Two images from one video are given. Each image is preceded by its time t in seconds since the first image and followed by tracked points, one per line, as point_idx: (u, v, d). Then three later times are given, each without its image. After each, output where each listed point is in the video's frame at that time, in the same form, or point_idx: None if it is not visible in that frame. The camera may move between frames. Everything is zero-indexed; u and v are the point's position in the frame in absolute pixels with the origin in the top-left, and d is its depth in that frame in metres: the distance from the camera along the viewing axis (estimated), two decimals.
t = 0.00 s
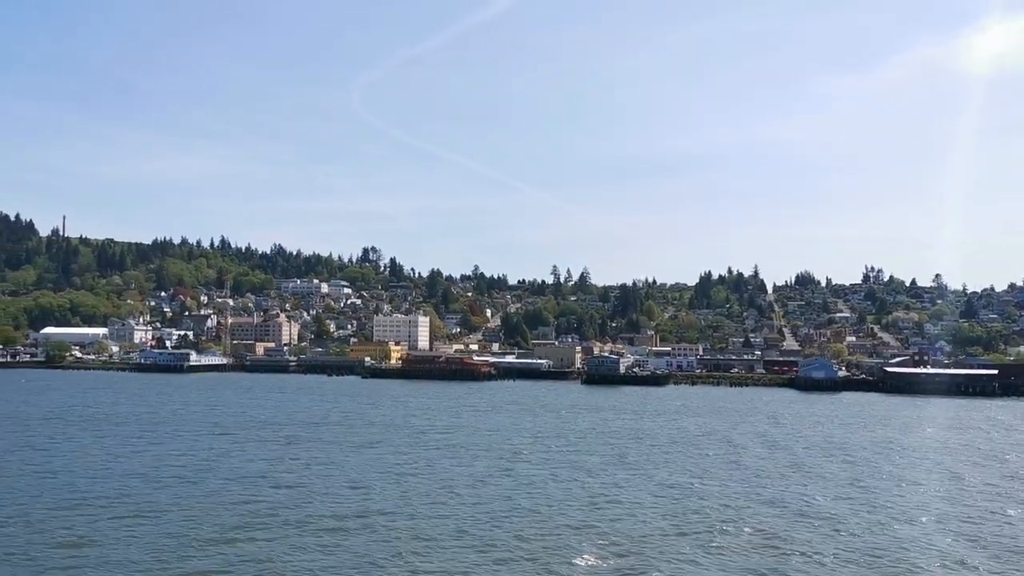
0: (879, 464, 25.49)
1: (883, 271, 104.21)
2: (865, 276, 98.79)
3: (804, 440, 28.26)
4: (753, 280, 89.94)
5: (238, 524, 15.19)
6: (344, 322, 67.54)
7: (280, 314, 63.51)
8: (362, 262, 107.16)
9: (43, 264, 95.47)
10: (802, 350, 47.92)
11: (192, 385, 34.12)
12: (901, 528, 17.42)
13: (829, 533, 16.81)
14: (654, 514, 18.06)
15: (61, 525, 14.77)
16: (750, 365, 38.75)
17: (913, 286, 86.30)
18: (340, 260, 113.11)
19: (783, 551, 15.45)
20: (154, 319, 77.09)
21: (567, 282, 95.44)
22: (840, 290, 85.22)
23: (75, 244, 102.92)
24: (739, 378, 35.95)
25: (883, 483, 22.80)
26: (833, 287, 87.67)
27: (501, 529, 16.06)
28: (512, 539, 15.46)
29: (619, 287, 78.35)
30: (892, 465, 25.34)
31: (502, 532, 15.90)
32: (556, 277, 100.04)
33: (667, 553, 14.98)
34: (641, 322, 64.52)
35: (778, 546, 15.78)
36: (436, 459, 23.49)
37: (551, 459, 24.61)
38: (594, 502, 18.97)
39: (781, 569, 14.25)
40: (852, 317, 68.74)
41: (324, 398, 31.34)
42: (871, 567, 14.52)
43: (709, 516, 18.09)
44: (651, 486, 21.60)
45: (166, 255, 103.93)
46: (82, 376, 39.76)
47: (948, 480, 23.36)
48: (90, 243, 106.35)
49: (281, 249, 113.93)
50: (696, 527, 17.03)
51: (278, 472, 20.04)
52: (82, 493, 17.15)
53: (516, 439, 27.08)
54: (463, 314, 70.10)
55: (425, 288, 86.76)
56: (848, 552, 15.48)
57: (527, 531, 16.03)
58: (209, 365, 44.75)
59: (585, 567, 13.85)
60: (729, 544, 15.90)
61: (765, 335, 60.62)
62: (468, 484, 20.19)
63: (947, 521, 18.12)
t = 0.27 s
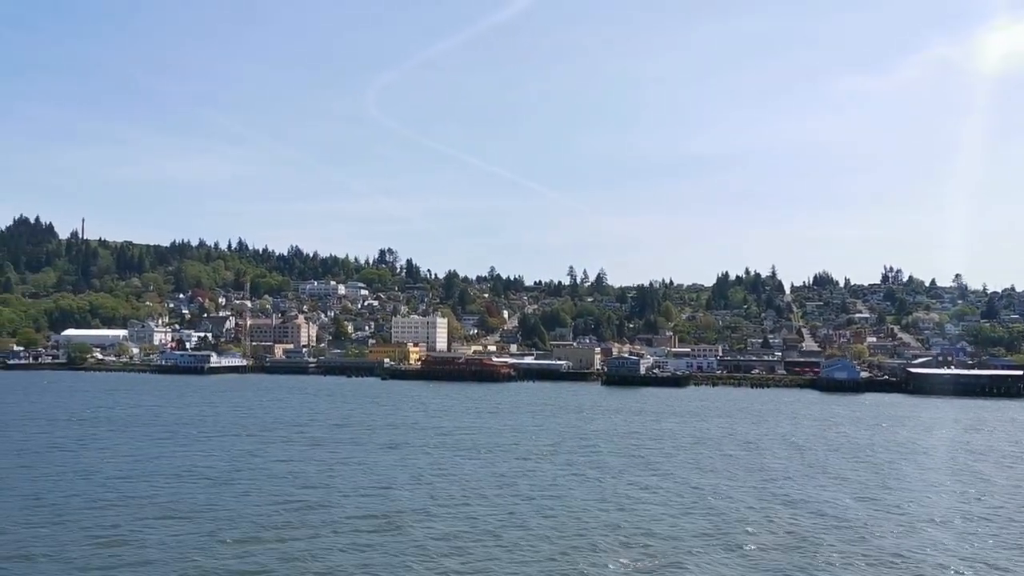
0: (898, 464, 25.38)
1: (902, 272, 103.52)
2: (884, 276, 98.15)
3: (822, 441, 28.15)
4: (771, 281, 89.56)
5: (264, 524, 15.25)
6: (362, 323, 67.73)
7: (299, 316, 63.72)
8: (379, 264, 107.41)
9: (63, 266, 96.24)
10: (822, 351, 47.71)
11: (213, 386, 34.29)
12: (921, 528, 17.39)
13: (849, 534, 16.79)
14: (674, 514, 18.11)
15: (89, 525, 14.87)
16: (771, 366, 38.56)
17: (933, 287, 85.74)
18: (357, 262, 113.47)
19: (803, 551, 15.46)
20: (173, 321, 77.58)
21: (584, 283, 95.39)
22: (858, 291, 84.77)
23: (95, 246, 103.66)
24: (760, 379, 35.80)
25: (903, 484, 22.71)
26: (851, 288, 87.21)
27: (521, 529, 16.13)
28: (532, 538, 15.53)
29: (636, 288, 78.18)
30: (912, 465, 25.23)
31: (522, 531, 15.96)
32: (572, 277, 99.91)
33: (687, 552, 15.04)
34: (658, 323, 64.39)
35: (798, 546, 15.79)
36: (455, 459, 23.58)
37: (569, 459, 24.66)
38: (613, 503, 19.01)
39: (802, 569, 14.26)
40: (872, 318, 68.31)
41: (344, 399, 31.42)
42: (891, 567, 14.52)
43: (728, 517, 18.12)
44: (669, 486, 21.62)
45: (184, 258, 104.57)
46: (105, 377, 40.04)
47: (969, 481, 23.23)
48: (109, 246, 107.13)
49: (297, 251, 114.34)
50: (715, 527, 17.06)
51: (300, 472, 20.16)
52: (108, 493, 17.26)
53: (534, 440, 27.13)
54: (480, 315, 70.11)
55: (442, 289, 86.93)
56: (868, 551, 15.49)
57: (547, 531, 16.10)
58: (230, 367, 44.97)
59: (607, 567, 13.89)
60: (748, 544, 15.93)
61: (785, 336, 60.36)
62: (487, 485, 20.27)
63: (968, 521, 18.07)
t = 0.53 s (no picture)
0: (910, 465, 25.36)
1: (913, 273, 103.24)
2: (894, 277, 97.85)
3: (835, 442, 28.14)
4: (781, 282, 89.35)
5: (285, 525, 15.33)
6: (372, 325, 67.79)
7: (310, 318, 63.82)
8: (388, 266, 107.50)
9: (75, 269, 96.63)
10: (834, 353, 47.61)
11: (227, 387, 34.42)
12: (935, 528, 17.41)
13: (863, 534, 16.83)
14: (688, 515, 18.16)
15: (111, 526, 14.96)
16: (784, 368, 38.50)
17: (944, 288, 85.45)
18: (366, 264, 113.57)
19: (816, 551, 15.51)
20: (184, 323, 77.77)
21: (594, 284, 95.30)
22: (869, 292, 84.54)
23: (106, 249, 104.02)
24: (774, 381, 35.75)
25: (914, 484, 22.69)
26: (862, 289, 86.98)
27: (536, 529, 16.21)
28: (547, 539, 15.60)
29: (646, 290, 78.08)
30: (924, 466, 25.20)
31: (537, 532, 16.04)
32: (582, 279, 99.83)
33: (701, 552, 15.10)
34: (669, 325, 64.29)
35: (813, 546, 15.84)
36: (469, 461, 23.67)
37: (582, 460, 24.73)
38: (626, 503, 19.09)
39: (817, 569, 14.31)
40: (884, 319, 68.10)
41: (357, 401, 31.50)
42: (906, 566, 14.56)
43: (739, 517, 18.16)
44: (682, 487, 21.68)
45: (194, 260, 104.82)
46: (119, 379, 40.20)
47: (982, 482, 23.21)
48: (120, 248, 107.49)
49: (307, 253, 114.54)
50: (729, 527, 17.12)
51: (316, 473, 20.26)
52: (129, 495, 17.35)
53: (547, 441, 27.21)
54: (491, 317, 70.10)
55: (452, 291, 86.94)
56: (883, 551, 15.53)
57: (563, 531, 16.17)
58: (242, 369, 45.11)
59: (624, 567, 13.95)
60: (762, 544, 15.99)
61: (796, 337, 60.21)
62: (502, 485, 20.36)
63: (983, 521, 18.07)
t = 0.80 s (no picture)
0: (916, 466, 25.40)
1: (918, 275, 103.15)
2: (899, 279, 97.75)
3: (840, 444, 28.17)
4: (787, 284, 89.31)
5: (300, 526, 15.34)
6: (378, 326, 67.84)
7: (316, 319, 63.90)
8: (393, 267, 107.55)
9: (80, 270, 96.79)
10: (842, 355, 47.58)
11: (236, 387, 34.46)
12: (939, 529, 17.48)
13: (870, 534, 16.92)
14: (696, 516, 18.23)
15: (127, 527, 15.00)
16: (792, 370, 38.50)
17: (950, 290, 85.37)
18: (371, 265, 113.62)
19: (819, 551, 15.60)
20: (190, 324, 77.87)
21: (599, 286, 95.29)
22: (874, 294, 84.50)
23: (111, 250, 104.18)
24: (783, 383, 35.72)
25: (917, 485, 22.74)
26: (867, 291, 86.94)
27: (548, 529, 16.29)
28: (558, 539, 15.66)
29: (652, 291, 78.06)
30: (930, 467, 25.24)
31: (548, 532, 16.12)
32: (587, 281, 99.78)
33: (711, 553, 15.21)
34: (675, 326, 64.28)
35: (824, 547, 15.91)
36: (477, 461, 23.75)
37: (589, 461, 24.82)
38: (635, 504, 19.18)
39: (828, 569, 14.40)
40: (891, 321, 68.08)
41: (366, 402, 31.57)
42: (911, 566, 14.64)
43: (742, 517, 18.23)
44: (690, 488, 21.74)
45: (199, 261, 104.96)
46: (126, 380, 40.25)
47: (988, 483, 23.23)
48: (125, 249, 107.64)
49: (312, 255, 114.60)
50: (738, 528, 17.20)
51: (327, 474, 20.36)
52: (142, 496, 17.37)
53: (553, 442, 27.29)
54: (496, 318, 70.10)
55: (457, 292, 86.98)
56: (892, 552, 15.63)
57: (574, 532, 16.25)
58: (249, 370, 45.16)
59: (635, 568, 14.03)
60: (766, 544, 16.08)
61: (803, 339, 60.16)
62: (511, 486, 20.45)
63: (991, 523, 18.14)
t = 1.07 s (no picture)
0: (928, 468, 25.38)
1: (929, 277, 102.74)
2: (909, 282, 97.42)
3: (850, 446, 28.15)
4: (797, 286, 89.06)
5: (316, 528, 15.35)
6: (387, 328, 67.86)
7: (325, 321, 63.97)
8: (401, 269, 107.57)
9: (90, 272, 97.10)
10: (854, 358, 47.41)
11: (248, 388, 34.51)
12: (948, 530, 17.51)
13: (887, 535, 16.97)
14: (711, 517, 18.28)
15: (145, 528, 15.00)
16: (805, 373, 38.39)
17: (961, 292, 85.00)
18: (380, 267, 113.68)
19: (829, 551, 15.65)
20: (199, 326, 78.03)
21: (608, 288, 95.16)
22: (885, 296, 84.20)
23: (121, 252, 104.48)
24: (796, 386, 35.60)
25: (926, 487, 22.74)
26: (877, 293, 86.62)
27: (563, 530, 16.35)
28: (569, 539, 15.72)
29: (661, 294, 77.93)
30: (942, 469, 25.22)
31: (564, 533, 16.17)
32: (595, 283, 99.69)
33: (729, 553, 15.28)
34: (685, 329, 64.11)
35: (840, 547, 15.95)
36: (488, 463, 23.79)
37: (600, 463, 24.83)
38: (648, 505, 19.22)
39: (842, 569, 14.46)
40: (902, 324, 67.76)
41: (378, 404, 31.59)
42: (921, 567, 14.70)
43: (750, 518, 18.28)
44: (702, 489, 21.76)
45: (208, 263, 105.20)
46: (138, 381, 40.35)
47: (997, 485, 23.21)
48: (135, 251, 107.94)
49: (320, 257, 114.75)
50: (754, 529, 17.24)
51: (340, 476, 20.38)
52: (159, 497, 17.37)
53: (563, 445, 27.31)
54: (505, 320, 70.03)
55: (466, 294, 86.97)
56: (909, 552, 15.68)
57: (591, 533, 16.30)
58: (260, 372, 45.21)
59: (653, 568, 14.09)
60: (775, 544, 16.13)
61: (813, 342, 59.98)
62: (524, 487, 20.49)
63: (1008, 525, 18.16)
